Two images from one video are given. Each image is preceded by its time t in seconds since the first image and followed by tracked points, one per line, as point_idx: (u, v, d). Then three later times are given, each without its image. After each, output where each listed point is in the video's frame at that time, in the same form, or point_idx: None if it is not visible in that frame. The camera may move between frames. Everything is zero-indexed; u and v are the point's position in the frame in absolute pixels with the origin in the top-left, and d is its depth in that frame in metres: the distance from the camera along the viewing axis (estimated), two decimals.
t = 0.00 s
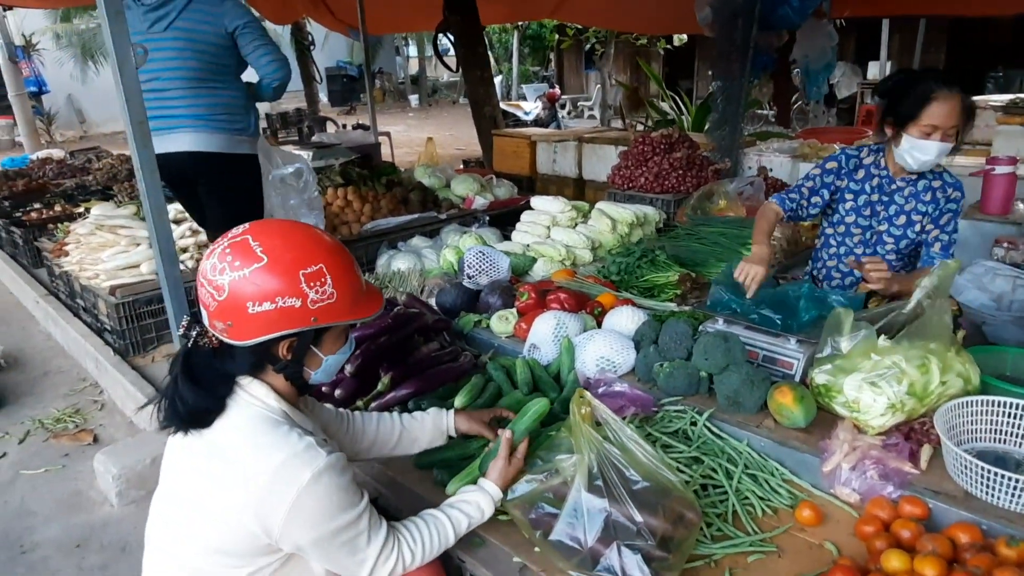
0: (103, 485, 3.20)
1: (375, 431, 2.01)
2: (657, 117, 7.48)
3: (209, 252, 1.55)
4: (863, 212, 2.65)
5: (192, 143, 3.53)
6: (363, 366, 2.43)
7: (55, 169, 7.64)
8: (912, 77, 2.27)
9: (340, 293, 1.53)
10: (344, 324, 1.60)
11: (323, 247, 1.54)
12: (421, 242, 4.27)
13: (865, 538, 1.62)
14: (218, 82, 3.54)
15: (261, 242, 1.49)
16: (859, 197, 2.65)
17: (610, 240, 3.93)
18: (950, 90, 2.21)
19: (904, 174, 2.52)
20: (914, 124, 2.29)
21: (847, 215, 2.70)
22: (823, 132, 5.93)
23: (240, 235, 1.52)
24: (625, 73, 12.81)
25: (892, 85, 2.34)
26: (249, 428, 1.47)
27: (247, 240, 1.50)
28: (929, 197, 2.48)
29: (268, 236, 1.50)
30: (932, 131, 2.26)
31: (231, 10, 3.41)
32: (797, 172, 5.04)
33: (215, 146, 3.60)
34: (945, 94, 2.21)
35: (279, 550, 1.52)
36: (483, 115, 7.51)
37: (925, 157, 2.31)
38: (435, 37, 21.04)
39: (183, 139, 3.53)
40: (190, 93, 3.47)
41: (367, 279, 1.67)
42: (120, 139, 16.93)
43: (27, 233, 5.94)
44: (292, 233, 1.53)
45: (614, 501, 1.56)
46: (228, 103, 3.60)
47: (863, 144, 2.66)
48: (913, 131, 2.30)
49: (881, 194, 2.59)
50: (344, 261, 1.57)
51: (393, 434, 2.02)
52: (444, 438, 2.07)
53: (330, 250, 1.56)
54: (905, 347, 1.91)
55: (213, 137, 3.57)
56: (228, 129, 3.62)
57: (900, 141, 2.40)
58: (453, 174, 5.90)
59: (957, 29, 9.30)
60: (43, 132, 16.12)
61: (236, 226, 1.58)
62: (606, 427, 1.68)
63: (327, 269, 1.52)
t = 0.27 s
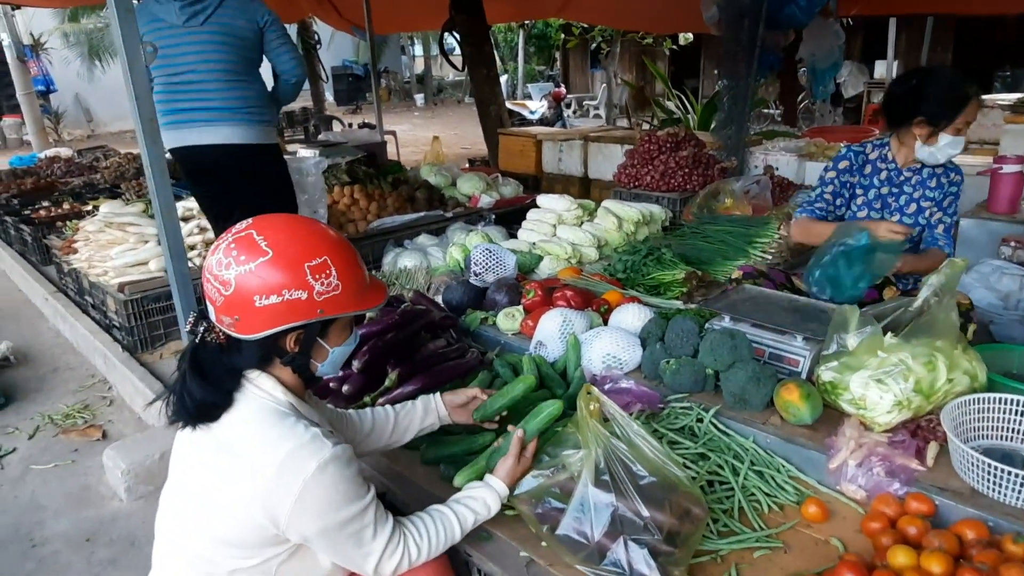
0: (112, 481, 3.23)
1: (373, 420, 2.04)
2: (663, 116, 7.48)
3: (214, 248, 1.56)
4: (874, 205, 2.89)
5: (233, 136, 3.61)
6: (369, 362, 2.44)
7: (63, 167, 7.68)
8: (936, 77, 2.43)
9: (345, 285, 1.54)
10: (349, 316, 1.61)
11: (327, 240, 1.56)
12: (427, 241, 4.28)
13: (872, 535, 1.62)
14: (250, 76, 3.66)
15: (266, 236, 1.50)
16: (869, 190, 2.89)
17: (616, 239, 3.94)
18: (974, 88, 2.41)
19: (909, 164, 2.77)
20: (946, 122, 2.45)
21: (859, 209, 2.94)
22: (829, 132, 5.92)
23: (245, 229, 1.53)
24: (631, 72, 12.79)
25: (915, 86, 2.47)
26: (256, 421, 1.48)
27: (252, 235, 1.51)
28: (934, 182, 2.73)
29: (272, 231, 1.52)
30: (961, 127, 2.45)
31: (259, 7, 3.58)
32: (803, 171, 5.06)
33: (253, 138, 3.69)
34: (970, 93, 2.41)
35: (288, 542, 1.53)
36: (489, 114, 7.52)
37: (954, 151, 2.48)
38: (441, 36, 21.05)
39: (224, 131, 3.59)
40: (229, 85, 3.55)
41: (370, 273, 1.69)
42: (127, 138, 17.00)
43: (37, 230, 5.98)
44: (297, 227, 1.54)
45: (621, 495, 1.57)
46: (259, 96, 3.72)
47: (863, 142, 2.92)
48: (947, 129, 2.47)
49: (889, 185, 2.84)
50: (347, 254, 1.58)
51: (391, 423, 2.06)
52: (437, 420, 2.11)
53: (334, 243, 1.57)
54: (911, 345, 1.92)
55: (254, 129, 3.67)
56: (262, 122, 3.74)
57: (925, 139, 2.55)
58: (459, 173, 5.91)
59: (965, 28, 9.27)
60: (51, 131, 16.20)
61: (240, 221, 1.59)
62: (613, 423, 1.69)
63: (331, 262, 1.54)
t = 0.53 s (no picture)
0: (120, 476, 3.25)
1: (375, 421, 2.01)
2: (668, 115, 7.46)
3: (218, 244, 1.57)
4: (909, 207, 2.65)
5: (272, 128, 3.67)
6: (377, 358, 2.44)
7: (70, 165, 7.71)
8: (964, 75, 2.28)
9: (350, 277, 1.56)
10: (354, 308, 1.62)
11: (331, 234, 1.57)
12: (433, 239, 4.29)
13: (880, 533, 1.62)
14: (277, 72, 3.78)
15: (271, 230, 1.52)
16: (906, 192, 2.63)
17: (622, 237, 3.94)
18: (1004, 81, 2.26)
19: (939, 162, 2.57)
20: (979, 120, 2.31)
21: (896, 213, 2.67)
22: (836, 131, 5.91)
23: (249, 224, 1.55)
24: (636, 71, 12.77)
25: (945, 86, 2.31)
26: (264, 415, 1.48)
27: (257, 230, 1.52)
28: (962, 181, 2.58)
29: (276, 225, 1.53)
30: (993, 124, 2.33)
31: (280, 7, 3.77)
32: (810, 170, 5.06)
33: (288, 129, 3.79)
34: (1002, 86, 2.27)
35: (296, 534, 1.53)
36: (494, 113, 7.52)
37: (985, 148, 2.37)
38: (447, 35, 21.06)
39: (265, 124, 3.64)
40: (268, 78, 3.63)
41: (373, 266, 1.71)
42: (134, 137, 17.05)
43: (44, 228, 6.00)
44: (301, 220, 1.56)
45: (629, 492, 1.57)
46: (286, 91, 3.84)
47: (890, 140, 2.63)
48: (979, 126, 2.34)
49: (923, 185, 2.62)
50: (351, 247, 1.60)
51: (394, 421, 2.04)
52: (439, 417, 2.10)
53: (337, 235, 1.59)
54: (920, 344, 1.91)
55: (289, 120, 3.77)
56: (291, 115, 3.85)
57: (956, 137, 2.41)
58: (464, 171, 5.91)
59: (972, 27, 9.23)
60: (58, 130, 16.26)
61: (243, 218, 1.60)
62: (620, 420, 1.69)
63: (336, 254, 1.55)
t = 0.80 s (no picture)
0: (123, 474, 3.25)
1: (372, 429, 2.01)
2: (671, 114, 7.45)
3: (224, 242, 1.57)
4: (936, 208, 2.70)
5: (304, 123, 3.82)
6: (380, 357, 2.42)
7: (73, 165, 7.71)
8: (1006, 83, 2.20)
9: (356, 273, 1.56)
10: (360, 303, 1.63)
11: (337, 230, 1.57)
12: (436, 238, 4.28)
13: (885, 532, 1.61)
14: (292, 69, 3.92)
15: (276, 227, 1.52)
16: (932, 193, 2.67)
17: (625, 236, 3.92)
18: None
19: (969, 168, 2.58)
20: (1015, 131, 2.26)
21: (920, 211, 2.73)
22: (840, 130, 5.90)
23: (254, 222, 1.54)
24: (638, 71, 12.76)
25: (986, 94, 2.25)
26: (270, 412, 1.48)
27: (262, 227, 1.52)
28: (989, 188, 2.61)
29: (282, 221, 1.53)
30: None
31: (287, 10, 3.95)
32: (813, 170, 5.05)
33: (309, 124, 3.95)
34: None
35: (302, 533, 1.53)
36: (497, 113, 7.51)
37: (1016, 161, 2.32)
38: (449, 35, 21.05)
39: (301, 118, 3.78)
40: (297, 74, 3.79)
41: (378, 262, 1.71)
42: (137, 136, 17.06)
43: (48, 227, 6.01)
44: (306, 217, 1.56)
45: (634, 491, 1.57)
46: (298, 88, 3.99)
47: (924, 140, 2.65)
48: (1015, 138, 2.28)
49: (951, 188, 2.65)
50: (356, 243, 1.60)
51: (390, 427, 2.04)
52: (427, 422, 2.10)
53: (342, 232, 1.59)
54: (925, 344, 1.90)
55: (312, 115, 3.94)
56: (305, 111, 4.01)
57: (993, 146, 2.36)
58: (466, 170, 5.91)
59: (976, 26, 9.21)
60: (61, 129, 16.27)
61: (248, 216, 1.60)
62: (625, 418, 1.69)
63: (342, 250, 1.55)
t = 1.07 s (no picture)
0: (124, 471, 3.25)
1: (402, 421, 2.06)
2: (672, 113, 7.45)
3: (237, 243, 1.56)
4: (943, 208, 2.70)
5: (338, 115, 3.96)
6: (380, 355, 2.45)
7: (74, 163, 7.71)
8: None
9: (370, 270, 1.54)
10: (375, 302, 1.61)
11: (351, 229, 1.56)
12: (437, 236, 4.28)
13: (888, 530, 1.60)
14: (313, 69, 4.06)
15: (289, 227, 1.51)
16: (942, 193, 2.67)
17: (627, 234, 3.91)
18: None
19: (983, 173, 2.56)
20: None
21: (926, 209, 2.73)
22: (842, 129, 5.89)
23: (267, 223, 1.54)
24: (640, 70, 12.75)
25: (1009, 100, 2.22)
26: (281, 411, 1.48)
27: (275, 227, 1.51)
28: (1000, 196, 2.58)
29: (295, 221, 1.52)
30: None
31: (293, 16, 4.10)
32: (815, 169, 5.04)
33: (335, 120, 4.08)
34: None
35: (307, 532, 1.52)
36: (497, 111, 7.51)
37: None
38: (449, 34, 21.05)
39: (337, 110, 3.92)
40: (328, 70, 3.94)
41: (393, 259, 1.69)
42: (138, 135, 17.05)
43: (49, 225, 6.01)
44: (319, 216, 1.54)
45: (636, 488, 1.56)
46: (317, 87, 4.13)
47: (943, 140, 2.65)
48: None
49: (961, 191, 2.64)
50: (369, 240, 1.59)
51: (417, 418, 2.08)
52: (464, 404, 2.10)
53: (356, 230, 1.57)
54: (928, 341, 1.90)
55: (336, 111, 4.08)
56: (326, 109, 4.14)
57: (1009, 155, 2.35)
58: (467, 169, 5.90)
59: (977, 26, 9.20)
60: (62, 128, 16.26)
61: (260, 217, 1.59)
62: (627, 416, 1.69)
63: (355, 248, 1.54)
